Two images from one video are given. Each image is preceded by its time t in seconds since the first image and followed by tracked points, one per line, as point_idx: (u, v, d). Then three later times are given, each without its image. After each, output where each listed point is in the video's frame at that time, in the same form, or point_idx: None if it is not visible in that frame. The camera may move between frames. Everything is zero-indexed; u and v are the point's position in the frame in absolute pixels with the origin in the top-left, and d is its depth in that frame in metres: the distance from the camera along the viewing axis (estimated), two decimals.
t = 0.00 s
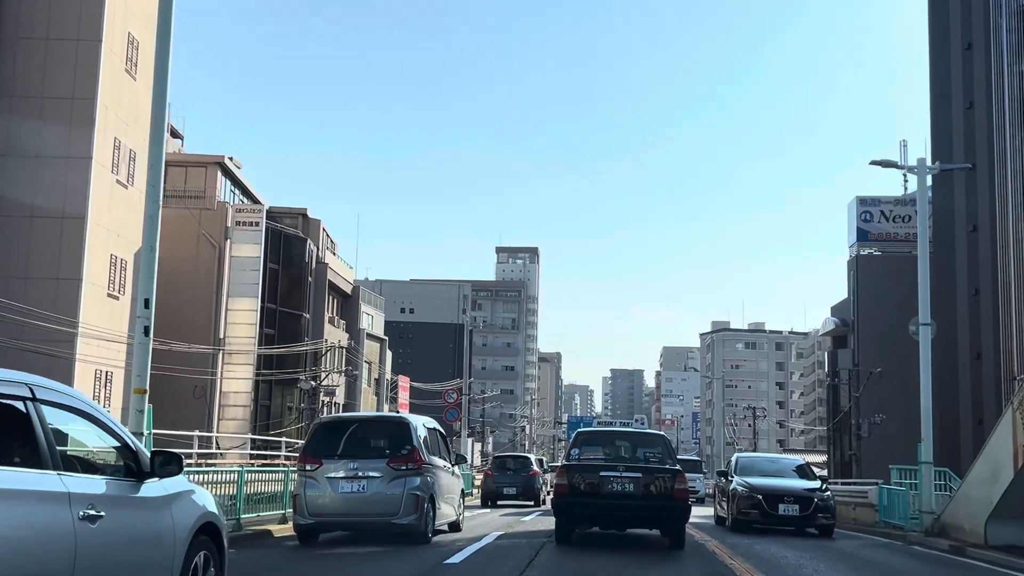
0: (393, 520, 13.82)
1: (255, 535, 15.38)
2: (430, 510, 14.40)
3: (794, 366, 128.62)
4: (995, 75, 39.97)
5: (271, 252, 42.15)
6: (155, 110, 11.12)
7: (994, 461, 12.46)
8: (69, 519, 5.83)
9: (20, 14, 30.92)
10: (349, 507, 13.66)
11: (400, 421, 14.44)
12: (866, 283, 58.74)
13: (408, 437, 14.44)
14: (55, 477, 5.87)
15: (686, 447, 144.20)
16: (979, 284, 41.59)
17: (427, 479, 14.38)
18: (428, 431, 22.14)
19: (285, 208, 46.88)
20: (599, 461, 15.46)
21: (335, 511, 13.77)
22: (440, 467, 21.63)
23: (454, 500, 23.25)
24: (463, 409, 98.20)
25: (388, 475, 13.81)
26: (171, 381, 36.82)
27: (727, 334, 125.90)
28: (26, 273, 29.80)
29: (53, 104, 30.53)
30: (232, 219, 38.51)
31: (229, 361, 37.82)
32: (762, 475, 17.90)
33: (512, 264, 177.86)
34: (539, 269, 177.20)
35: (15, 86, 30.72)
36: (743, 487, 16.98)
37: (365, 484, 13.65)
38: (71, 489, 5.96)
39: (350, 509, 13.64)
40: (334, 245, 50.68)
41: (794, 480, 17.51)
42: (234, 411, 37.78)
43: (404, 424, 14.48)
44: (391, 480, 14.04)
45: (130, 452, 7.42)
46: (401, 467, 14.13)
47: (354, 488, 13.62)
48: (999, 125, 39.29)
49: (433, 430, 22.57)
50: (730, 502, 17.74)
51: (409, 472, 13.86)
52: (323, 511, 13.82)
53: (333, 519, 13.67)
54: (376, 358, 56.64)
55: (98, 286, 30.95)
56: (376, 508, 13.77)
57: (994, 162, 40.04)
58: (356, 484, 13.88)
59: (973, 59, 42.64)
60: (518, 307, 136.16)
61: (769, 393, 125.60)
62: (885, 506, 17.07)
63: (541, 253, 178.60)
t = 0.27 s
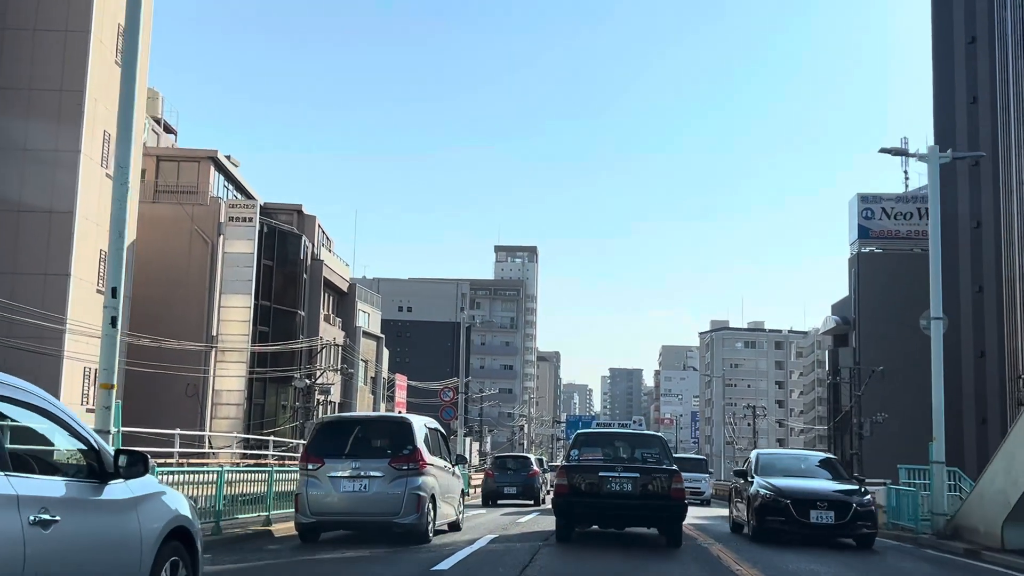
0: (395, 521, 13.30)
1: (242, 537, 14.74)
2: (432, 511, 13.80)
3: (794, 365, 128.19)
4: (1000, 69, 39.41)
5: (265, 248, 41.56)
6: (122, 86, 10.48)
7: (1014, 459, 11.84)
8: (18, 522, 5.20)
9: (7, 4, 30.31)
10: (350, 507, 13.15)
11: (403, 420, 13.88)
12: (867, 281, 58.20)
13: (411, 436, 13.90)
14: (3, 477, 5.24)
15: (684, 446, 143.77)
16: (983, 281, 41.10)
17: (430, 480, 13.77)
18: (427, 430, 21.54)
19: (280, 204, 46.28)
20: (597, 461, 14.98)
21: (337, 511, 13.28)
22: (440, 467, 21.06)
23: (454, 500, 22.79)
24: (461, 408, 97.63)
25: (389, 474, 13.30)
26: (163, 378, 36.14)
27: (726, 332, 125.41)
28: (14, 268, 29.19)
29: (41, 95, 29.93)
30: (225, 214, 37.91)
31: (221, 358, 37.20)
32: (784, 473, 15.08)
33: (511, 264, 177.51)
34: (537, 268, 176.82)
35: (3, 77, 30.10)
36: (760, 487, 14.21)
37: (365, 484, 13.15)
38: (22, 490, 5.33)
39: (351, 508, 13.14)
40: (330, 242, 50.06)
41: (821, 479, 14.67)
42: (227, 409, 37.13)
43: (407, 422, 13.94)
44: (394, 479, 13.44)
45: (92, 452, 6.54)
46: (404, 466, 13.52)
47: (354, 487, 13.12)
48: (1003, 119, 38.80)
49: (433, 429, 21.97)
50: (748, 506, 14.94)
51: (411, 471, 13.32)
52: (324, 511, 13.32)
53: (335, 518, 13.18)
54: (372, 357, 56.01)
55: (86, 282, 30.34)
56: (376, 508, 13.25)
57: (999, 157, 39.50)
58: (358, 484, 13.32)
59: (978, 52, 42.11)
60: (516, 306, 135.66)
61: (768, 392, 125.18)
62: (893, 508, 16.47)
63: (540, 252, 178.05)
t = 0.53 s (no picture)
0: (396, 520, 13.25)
1: (228, 538, 14.24)
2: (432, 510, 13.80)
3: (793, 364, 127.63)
4: (1005, 63, 38.76)
5: (258, 245, 40.95)
6: (84, 54, 9.78)
7: None
8: None
9: None
10: (351, 506, 13.11)
11: (403, 419, 13.88)
12: (869, 278, 57.65)
13: (411, 435, 13.86)
14: None
15: (683, 445, 143.27)
16: (987, 278, 40.51)
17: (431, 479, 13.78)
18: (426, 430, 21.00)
19: (274, 200, 45.57)
20: (596, 462, 14.98)
21: (338, 510, 13.24)
22: (438, 467, 20.53)
23: (455, 500, 22.33)
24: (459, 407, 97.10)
25: (389, 473, 13.26)
26: (153, 376, 35.45)
27: (725, 331, 124.90)
28: None
29: (27, 87, 29.26)
30: (217, 210, 37.28)
31: (213, 356, 36.53)
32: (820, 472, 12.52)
33: (509, 262, 176.89)
34: (536, 266, 176.17)
35: None
36: (790, 491, 11.68)
37: (366, 482, 13.11)
38: None
39: (351, 508, 13.10)
40: (325, 239, 49.43)
41: (860, 481, 11.96)
42: (218, 408, 36.62)
43: (407, 421, 13.89)
44: (395, 478, 13.44)
45: (46, 452, 5.72)
46: (405, 465, 13.53)
47: (354, 486, 13.08)
48: (1008, 114, 38.18)
49: (433, 428, 21.43)
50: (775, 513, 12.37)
51: (412, 470, 13.28)
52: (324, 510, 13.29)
53: (335, 517, 13.14)
54: (369, 355, 55.39)
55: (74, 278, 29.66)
56: (377, 507, 13.19)
57: (1004, 153, 38.95)
58: (359, 483, 13.31)
59: (982, 46, 41.56)
60: (514, 305, 134.96)
61: (767, 391, 124.63)
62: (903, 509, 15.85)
63: (538, 251, 177.41)
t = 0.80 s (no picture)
0: (396, 521, 13.72)
1: (212, 542, 13.77)
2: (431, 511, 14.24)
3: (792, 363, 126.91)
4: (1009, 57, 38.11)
5: (251, 241, 40.30)
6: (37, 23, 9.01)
7: None
8: None
9: None
10: (353, 507, 13.58)
11: (403, 422, 14.31)
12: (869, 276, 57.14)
13: (411, 437, 14.36)
14: None
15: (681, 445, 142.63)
16: (991, 275, 39.88)
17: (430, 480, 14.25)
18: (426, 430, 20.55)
19: (267, 196, 44.89)
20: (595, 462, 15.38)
21: (340, 511, 13.70)
22: (438, 468, 20.07)
23: (454, 501, 21.86)
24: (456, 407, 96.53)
25: (390, 475, 13.73)
26: (144, 373, 34.85)
27: (724, 330, 124.32)
28: None
29: (11, 78, 28.55)
30: (208, 205, 36.60)
31: (204, 354, 35.86)
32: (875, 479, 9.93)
33: (507, 261, 176.13)
34: (534, 265, 175.44)
35: None
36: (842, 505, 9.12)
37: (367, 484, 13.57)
38: None
39: (354, 509, 13.56)
40: (320, 236, 48.78)
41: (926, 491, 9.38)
42: (210, 407, 35.69)
43: (407, 424, 14.39)
44: (395, 480, 13.92)
45: None
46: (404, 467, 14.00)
47: (357, 488, 13.54)
48: (1012, 109, 37.56)
49: (432, 429, 20.94)
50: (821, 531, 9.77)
51: (412, 472, 13.76)
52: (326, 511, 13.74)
53: (338, 518, 13.59)
54: (364, 353, 54.71)
55: (59, 274, 28.97)
56: (378, 508, 13.66)
57: (1008, 146, 38.35)
58: (360, 485, 13.78)
59: (984, 39, 41.03)
60: (512, 304, 134.16)
61: (767, 390, 123.91)
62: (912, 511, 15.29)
63: (536, 250, 176.73)
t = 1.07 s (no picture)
0: (398, 521, 13.31)
1: (194, 545, 13.04)
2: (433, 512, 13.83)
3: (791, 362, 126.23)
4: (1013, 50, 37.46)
5: (242, 237, 39.61)
6: None
7: None
8: None
9: None
10: (354, 508, 13.16)
11: (404, 422, 13.92)
12: (869, 273, 56.53)
13: (412, 437, 13.96)
14: None
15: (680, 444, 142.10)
16: (996, 271, 39.25)
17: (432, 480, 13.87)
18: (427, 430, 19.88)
19: (260, 192, 44.18)
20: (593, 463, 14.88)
21: (341, 512, 13.28)
22: (438, 468, 19.41)
23: (453, 501, 21.25)
24: (454, 406, 95.98)
25: (391, 475, 13.32)
26: (134, 371, 34.15)
27: (722, 329, 123.84)
28: None
29: None
30: (199, 200, 35.97)
31: (194, 351, 35.17)
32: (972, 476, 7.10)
33: (504, 260, 175.59)
34: (531, 265, 174.88)
35: None
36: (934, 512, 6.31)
37: (368, 484, 13.19)
38: None
39: (354, 509, 13.15)
40: (314, 232, 48.08)
41: None
42: (200, 405, 35.07)
43: (408, 423, 14.01)
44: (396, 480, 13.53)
45: None
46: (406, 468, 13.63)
47: (358, 488, 13.13)
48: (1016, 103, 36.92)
49: (432, 430, 20.22)
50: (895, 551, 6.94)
51: (414, 472, 13.37)
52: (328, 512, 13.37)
53: (339, 519, 13.17)
54: (359, 352, 53.99)
55: (44, 269, 28.27)
56: (379, 508, 13.25)
57: (1014, 141, 37.72)
58: (361, 485, 13.40)
59: (988, 32, 40.42)
60: (510, 303, 133.48)
61: (765, 389, 123.22)
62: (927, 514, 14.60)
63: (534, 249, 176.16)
